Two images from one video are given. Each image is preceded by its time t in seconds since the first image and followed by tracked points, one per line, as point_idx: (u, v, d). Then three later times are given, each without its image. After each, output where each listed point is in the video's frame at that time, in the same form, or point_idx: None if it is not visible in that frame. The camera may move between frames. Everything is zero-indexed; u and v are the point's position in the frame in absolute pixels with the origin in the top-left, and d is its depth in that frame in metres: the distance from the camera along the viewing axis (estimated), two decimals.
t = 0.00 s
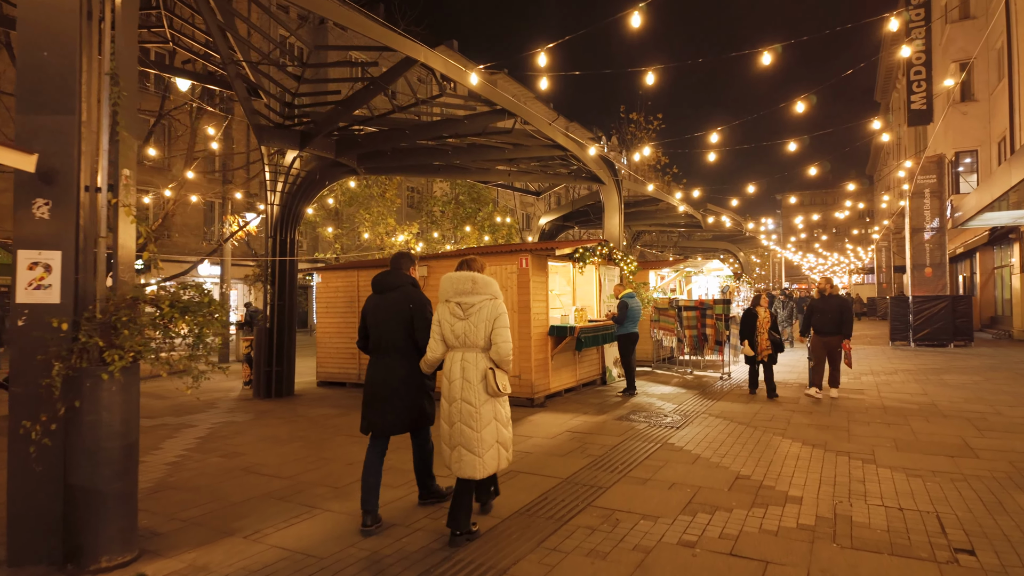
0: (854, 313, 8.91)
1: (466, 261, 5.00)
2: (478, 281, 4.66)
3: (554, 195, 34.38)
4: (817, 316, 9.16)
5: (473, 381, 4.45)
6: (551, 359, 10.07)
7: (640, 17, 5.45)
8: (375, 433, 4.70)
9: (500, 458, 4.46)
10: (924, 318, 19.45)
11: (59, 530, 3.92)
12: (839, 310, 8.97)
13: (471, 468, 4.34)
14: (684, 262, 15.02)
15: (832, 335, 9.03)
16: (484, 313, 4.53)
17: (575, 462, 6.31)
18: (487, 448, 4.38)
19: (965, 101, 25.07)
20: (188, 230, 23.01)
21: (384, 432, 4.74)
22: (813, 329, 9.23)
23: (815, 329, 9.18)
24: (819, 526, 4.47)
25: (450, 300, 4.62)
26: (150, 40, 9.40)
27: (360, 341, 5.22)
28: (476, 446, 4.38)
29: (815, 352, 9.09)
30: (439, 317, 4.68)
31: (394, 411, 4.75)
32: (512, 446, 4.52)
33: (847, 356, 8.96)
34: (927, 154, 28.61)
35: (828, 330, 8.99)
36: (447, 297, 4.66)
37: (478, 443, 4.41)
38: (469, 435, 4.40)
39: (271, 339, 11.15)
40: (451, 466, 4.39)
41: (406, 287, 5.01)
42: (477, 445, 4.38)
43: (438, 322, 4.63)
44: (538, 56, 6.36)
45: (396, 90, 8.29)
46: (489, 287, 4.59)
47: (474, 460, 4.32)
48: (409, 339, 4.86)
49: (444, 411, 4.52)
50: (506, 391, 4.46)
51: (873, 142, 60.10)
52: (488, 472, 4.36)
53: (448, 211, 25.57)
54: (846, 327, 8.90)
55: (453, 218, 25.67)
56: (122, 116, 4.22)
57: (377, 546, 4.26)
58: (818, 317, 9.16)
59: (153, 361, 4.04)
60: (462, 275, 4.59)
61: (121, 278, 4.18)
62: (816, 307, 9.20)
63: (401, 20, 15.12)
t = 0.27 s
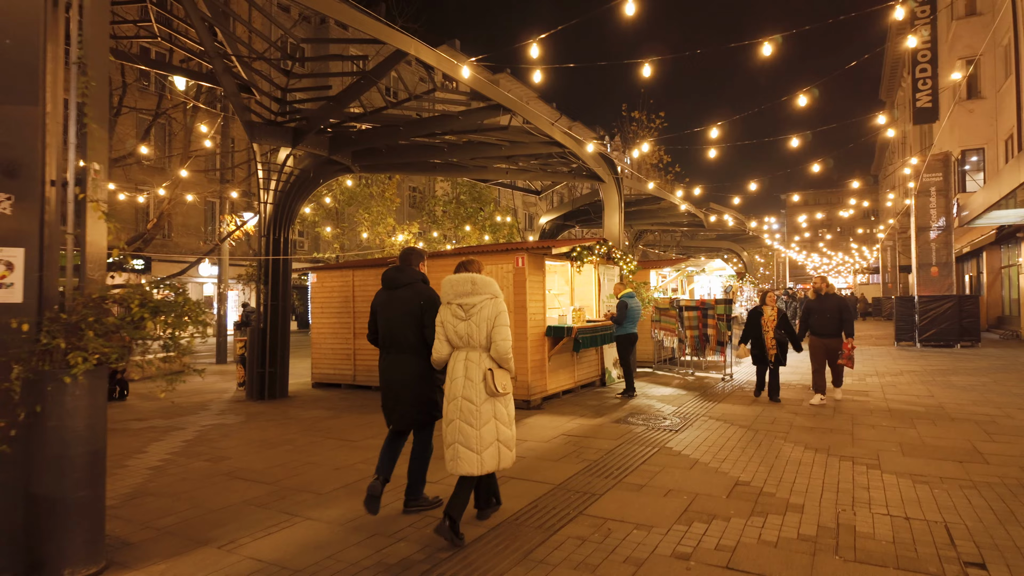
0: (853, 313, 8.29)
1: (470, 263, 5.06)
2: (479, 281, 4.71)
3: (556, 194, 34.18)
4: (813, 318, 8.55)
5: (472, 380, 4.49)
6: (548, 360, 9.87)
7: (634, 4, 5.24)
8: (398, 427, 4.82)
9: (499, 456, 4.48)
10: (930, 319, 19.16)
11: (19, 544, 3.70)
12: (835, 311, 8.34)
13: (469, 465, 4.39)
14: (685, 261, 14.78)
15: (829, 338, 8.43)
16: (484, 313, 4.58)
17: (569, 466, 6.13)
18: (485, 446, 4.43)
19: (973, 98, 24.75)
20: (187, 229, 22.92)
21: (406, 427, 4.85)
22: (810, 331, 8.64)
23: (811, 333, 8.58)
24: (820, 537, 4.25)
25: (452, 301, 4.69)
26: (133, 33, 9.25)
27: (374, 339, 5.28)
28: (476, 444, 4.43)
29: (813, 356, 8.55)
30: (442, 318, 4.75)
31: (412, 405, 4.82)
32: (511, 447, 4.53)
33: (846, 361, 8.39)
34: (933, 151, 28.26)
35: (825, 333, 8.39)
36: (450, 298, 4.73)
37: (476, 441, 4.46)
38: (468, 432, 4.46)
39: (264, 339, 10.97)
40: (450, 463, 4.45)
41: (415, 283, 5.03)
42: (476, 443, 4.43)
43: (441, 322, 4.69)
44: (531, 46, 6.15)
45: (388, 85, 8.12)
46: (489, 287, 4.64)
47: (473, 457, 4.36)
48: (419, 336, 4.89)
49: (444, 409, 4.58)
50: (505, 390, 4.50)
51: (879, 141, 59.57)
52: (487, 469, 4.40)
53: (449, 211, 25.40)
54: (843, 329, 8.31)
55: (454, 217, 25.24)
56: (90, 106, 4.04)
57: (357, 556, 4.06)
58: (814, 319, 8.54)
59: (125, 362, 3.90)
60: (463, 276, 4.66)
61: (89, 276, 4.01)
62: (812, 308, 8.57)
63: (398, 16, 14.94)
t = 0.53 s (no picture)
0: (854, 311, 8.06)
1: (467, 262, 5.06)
2: (478, 281, 4.73)
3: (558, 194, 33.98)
4: (814, 319, 8.25)
5: (473, 379, 4.51)
6: (545, 362, 9.68)
7: None
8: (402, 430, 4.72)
9: (500, 454, 4.51)
10: (937, 319, 18.88)
11: None
12: (837, 309, 8.08)
13: (469, 463, 4.42)
14: (686, 262, 14.55)
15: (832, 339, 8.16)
16: (485, 313, 4.61)
17: (561, 475, 5.92)
18: (485, 444, 4.46)
19: (980, 95, 24.44)
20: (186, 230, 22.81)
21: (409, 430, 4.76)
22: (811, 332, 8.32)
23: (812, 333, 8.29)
24: (819, 554, 4.03)
25: (451, 300, 4.68)
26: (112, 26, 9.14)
27: (375, 342, 5.18)
28: (476, 442, 4.46)
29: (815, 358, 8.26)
30: (440, 317, 4.74)
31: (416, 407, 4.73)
32: (512, 444, 4.56)
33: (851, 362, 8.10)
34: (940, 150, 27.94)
35: (828, 333, 8.11)
36: (448, 297, 4.72)
37: (476, 440, 4.48)
38: (468, 431, 4.48)
39: (257, 342, 10.81)
40: (449, 461, 4.46)
41: (415, 284, 4.94)
42: (476, 441, 4.45)
43: (440, 321, 4.67)
44: (520, 40, 5.96)
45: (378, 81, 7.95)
46: (489, 287, 4.67)
47: (474, 455, 4.38)
48: (419, 338, 4.78)
49: (442, 408, 4.58)
50: (505, 389, 4.54)
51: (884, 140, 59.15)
52: (487, 467, 4.43)
53: (450, 211, 25.27)
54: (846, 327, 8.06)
55: (456, 217, 25.36)
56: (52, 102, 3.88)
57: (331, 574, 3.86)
58: (815, 319, 8.24)
59: (89, 367, 3.76)
60: (463, 276, 4.67)
61: (51, 279, 3.81)
62: (812, 307, 8.28)
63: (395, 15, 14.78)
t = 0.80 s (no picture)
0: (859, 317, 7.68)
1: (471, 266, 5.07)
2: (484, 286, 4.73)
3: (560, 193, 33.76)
4: (816, 322, 7.87)
5: (475, 382, 4.49)
6: (542, 364, 9.51)
7: None
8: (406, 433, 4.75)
9: (496, 459, 4.51)
10: (943, 319, 18.60)
11: None
12: (841, 314, 7.69)
13: (466, 467, 4.37)
14: (688, 261, 14.32)
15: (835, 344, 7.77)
16: (490, 318, 4.61)
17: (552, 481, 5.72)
18: (483, 448, 4.43)
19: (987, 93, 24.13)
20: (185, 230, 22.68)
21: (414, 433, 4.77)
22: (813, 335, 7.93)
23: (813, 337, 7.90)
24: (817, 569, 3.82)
25: (457, 303, 4.68)
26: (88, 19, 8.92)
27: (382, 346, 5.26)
28: (473, 446, 4.42)
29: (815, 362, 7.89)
30: (443, 319, 4.72)
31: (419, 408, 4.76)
32: (507, 450, 4.57)
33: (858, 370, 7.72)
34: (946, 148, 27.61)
35: (831, 338, 7.72)
36: (452, 300, 4.71)
37: (473, 444, 4.45)
38: (466, 434, 4.44)
39: (250, 342, 10.67)
40: (445, 464, 4.39)
41: (413, 288, 4.97)
42: (474, 445, 4.42)
43: (444, 323, 4.65)
44: (511, 33, 5.79)
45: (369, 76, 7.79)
46: (495, 293, 4.69)
47: (472, 459, 4.35)
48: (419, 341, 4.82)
49: (440, 409, 4.52)
50: (506, 394, 4.54)
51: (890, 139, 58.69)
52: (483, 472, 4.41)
53: (452, 210, 25.13)
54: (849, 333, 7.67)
55: (456, 217, 24.93)
56: (16, 95, 3.71)
57: None
58: (817, 323, 7.85)
59: (58, 372, 3.61)
60: (469, 280, 4.67)
61: (12, 277, 3.66)
62: (816, 310, 7.90)
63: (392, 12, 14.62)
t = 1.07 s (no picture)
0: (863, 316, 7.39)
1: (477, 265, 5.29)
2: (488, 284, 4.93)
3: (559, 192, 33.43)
4: (819, 320, 7.52)
5: (482, 377, 4.69)
6: (536, 365, 9.29)
7: None
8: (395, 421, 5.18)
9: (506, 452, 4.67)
10: (947, 320, 18.32)
11: None
12: (846, 313, 7.37)
13: (476, 459, 4.56)
14: (687, 260, 14.07)
15: (839, 343, 7.44)
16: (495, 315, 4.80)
17: (543, 488, 5.50)
18: (491, 441, 4.61)
19: (992, 91, 23.83)
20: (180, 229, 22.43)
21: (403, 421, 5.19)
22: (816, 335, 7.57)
23: (816, 336, 7.54)
24: None
25: (464, 301, 4.90)
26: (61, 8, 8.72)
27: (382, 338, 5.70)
28: (482, 439, 4.61)
29: (818, 362, 7.53)
30: (452, 316, 4.95)
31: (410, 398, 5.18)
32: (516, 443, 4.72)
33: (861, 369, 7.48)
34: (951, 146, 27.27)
35: (835, 337, 7.39)
36: (460, 298, 4.93)
37: (482, 437, 4.63)
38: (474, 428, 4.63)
39: (239, 342, 10.47)
40: (457, 456, 4.60)
41: (411, 285, 5.42)
42: (482, 438, 4.61)
43: (452, 320, 4.88)
44: (498, 22, 5.59)
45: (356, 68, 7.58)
46: (499, 291, 4.87)
47: (480, 452, 4.53)
48: (415, 335, 5.26)
49: (451, 404, 4.74)
50: (513, 389, 4.70)
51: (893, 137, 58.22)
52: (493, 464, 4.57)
53: (450, 209, 24.89)
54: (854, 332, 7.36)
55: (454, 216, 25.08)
56: None
57: None
58: (820, 321, 7.51)
59: (9, 371, 3.64)
60: (475, 278, 4.86)
61: None
62: (818, 308, 7.57)
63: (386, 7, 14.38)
